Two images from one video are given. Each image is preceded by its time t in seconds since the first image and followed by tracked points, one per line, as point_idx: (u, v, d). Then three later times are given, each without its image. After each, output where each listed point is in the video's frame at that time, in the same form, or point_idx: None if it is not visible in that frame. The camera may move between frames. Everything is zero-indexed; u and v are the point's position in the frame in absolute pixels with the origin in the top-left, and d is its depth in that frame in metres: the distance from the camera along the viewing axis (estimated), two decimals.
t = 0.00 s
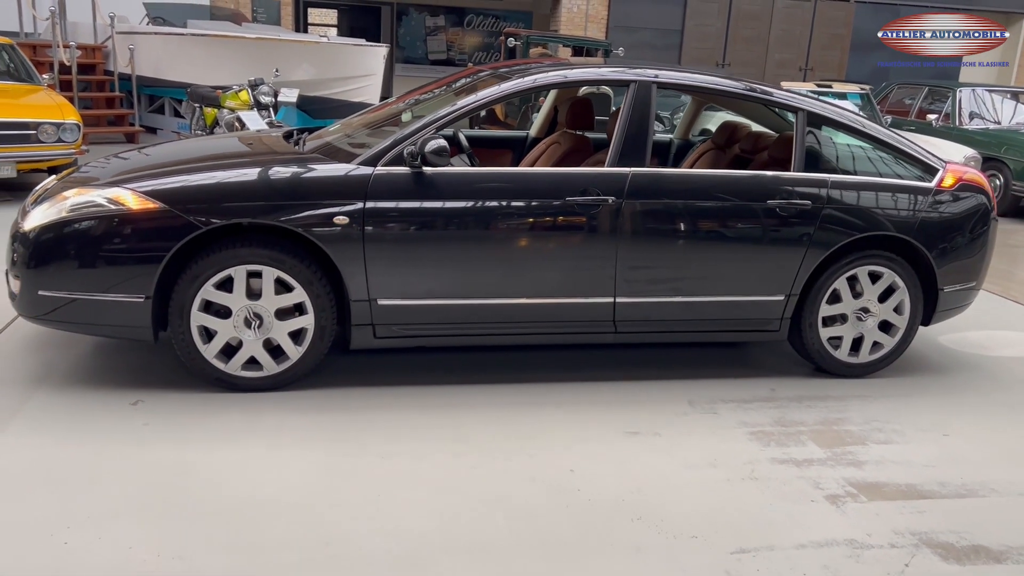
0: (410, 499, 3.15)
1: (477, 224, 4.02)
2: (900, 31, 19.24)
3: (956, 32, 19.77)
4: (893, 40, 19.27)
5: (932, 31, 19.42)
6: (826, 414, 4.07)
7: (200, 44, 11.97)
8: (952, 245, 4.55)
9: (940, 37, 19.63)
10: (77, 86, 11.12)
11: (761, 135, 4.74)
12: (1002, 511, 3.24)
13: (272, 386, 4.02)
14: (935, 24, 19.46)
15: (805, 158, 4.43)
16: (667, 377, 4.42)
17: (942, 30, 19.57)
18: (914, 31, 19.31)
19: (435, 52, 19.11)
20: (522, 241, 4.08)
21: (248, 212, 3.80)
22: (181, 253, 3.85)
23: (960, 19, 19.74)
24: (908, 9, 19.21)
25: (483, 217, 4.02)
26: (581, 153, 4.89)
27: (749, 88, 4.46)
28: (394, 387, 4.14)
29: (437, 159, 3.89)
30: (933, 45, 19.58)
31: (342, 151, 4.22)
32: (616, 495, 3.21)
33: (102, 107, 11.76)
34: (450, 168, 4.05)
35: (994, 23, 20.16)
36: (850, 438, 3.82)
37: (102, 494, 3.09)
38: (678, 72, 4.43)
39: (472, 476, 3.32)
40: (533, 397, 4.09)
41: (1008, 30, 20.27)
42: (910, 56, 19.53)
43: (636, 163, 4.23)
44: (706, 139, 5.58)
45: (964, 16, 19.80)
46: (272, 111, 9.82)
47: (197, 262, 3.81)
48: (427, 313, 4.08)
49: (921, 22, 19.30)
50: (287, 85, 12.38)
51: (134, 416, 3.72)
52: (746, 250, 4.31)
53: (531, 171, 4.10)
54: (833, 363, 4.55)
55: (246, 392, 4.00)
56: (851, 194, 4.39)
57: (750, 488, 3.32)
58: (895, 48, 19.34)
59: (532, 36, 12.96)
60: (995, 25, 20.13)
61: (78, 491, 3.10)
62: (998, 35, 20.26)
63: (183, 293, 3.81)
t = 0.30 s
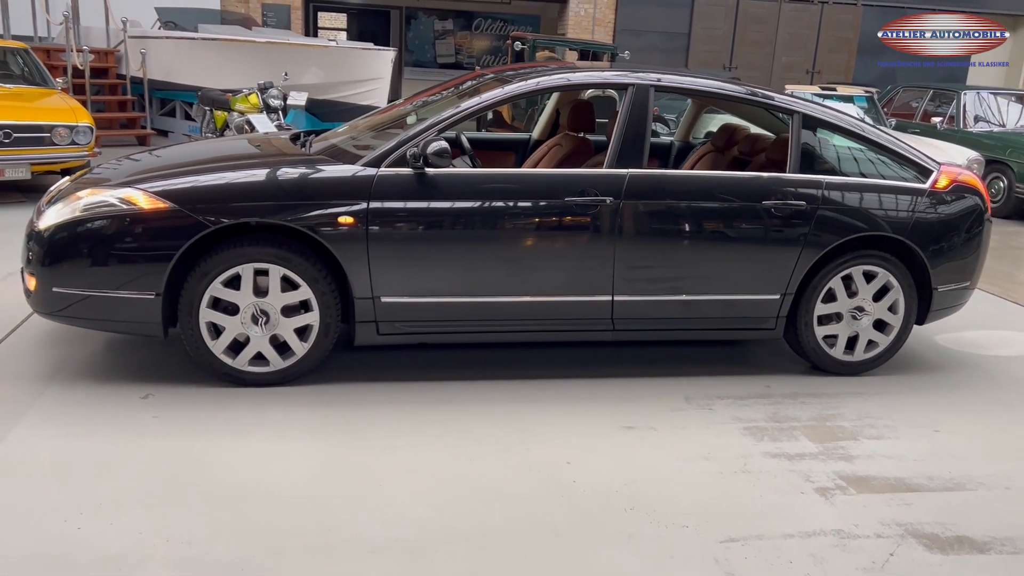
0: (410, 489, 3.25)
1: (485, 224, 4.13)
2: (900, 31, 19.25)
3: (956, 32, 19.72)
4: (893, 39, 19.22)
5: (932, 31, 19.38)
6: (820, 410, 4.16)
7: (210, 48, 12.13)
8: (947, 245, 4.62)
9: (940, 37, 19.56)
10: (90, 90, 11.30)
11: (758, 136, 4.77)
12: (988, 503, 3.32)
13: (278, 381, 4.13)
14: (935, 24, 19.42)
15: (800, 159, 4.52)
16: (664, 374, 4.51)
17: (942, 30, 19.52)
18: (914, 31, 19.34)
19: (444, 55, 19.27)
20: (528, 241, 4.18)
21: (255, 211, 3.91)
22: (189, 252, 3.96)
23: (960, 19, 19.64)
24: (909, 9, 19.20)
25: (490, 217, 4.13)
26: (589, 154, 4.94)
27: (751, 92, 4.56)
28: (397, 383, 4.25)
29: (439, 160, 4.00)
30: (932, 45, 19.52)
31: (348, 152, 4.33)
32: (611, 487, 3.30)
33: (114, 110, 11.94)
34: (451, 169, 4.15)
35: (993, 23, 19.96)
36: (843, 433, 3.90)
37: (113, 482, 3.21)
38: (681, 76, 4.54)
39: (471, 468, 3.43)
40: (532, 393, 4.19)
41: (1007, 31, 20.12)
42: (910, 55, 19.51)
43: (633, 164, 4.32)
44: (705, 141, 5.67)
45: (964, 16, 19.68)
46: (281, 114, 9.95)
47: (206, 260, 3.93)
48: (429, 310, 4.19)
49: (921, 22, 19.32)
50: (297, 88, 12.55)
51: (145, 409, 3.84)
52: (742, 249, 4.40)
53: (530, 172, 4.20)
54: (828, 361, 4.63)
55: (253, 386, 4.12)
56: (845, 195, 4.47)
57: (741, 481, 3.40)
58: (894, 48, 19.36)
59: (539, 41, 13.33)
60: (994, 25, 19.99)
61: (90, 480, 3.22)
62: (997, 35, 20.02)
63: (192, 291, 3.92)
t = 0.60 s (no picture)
0: (410, 482, 3.35)
1: (490, 225, 4.23)
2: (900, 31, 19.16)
3: (956, 32, 19.53)
4: (893, 39, 19.16)
5: (932, 31, 19.26)
6: (814, 408, 4.24)
7: (221, 54, 12.26)
8: (940, 248, 4.70)
9: (940, 37, 19.41)
10: (101, 94, 11.46)
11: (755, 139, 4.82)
12: (974, 498, 3.40)
13: (283, 378, 4.23)
14: (935, 24, 19.28)
15: (796, 162, 4.60)
16: (662, 372, 4.60)
17: (943, 30, 19.35)
18: (914, 31, 19.23)
19: (451, 59, 19.41)
20: (534, 242, 4.28)
21: (262, 212, 4.02)
22: (197, 252, 4.07)
23: (960, 19, 19.52)
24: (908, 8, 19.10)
25: (496, 218, 4.23)
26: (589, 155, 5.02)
27: (752, 97, 4.65)
28: (399, 380, 4.35)
29: (440, 162, 4.09)
30: (933, 45, 19.38)
31: (353, 155, 4.43)
32: (605, 481, 3.39)
33: (125, 113, 12.09)
34: (453, 171, 4.25)
35: (994, 23, 19.69)
36: (835, 430, 3.97)
37: (122, 473, 3.31)
38: (683, 81, 4.64)
39: (470, 461, 3.52)
40: (531, 390, 4.28)
41: (1008, 31, 19.78)
42: (909, 56, 19.43)
43: (631, 167, 4.41)
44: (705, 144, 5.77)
45: (964, 16, 19.52)
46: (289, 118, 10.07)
47: (214, 260, 4.03)
48: (431, 309, 4.28)
49: (921, 23, 19.22)
50: (304, 93, 12.74)
51: (154, 404, 3.94)
52: (738, 250, 4.48)
53: (530, 173, 4.30)
54: (823, 360, 4.70)
55: (258, 383, 4.22)
56: (839, 197, 4.55)
57: (733, 475, 3.49)
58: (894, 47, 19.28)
59: (543, 44, 13.31)
60: (994, 25, 19.68)
61: (101, 471, 3.33)
62: (998, 35, 19.72)
63: (200, 289, 4.03)
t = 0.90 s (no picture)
0: (407, 477, 3.42)
1: (494, 227, 4.31)
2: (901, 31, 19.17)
3: (956, 32, 19.48)
4: (893, 39, 19.13)
5: (932, 31, 19.26)
6: (807, 408, 4.30)
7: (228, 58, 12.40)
8: (934, 252, 4.75)
9: (940, 37, 19.39)
10: (109, 98, 11.59)
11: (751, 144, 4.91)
12: (961, 496, 3.45)
13: (284, 376, 4.31)
14: (935, 24, 19.29)
15: (791, 166, 4.66)
16: (658, 372, 4.67)
17: (942, 30, 19.35)
18: (914, 31, 19.22)
19: (457, 65, 19.55)
20: (538, 244, 4.36)
21: (263, 214, 4.10)
22: (200, 252, 4.15)
23: (960, 19, 19.39)
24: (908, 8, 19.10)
25: (500, 220, 4.31)
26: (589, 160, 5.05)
27: (751, 103, 4.72)
28: (398, 379, 4.43)
29: (438, 165, 4.16)
30: (933, 45, 19.39)
31: (354, 158, 4.51)
32: (598, 478, 3.46)
33: (133, 117, 12.23)
34: (452, 174, 4.33)
35: (994, 23, 19.64)
36: (827, 430, 4.03)
37: (127, 467, 3.39)
38: (684, 87, 4.72)
39: (466, 458, 3.59)
40: (528, 389, 4.35)
41: (1007, 31, 19.67)
42: (910, 56, 19.43)
43: (627, 171, 4.48)
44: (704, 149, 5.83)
45: (964, 16, 19.42)
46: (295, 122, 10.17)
47: (216, 260, 4.12)
48: (430, 310, 4.36)
49: (921, 23, 19.22)
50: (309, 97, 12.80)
51: (158, 401, 4.03)
52: (733, 253, 4.54)
53: (529, 176, 4.37)
54: (817, 362, 4.76)
55: (260, 381, 4.30)
56: (833, 200, 4.61)
57: (724, 472, 3.55)
58: (894, 47, 19.25)
59: (548, 52, 13.51)
60: (994, 25, 19.59)
61: (106, 465, 3.41)
62: (998, 35, 19.66)
63: (203, 289, 4.11)
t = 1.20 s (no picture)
0: (399, 473, 3.47)
1: (497, 228, 4.37)
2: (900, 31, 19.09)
3: (956, 32, 19.50)
4: (893, 39, 19.13)
5: (932, 31, 19.27)
6: (798, 408, 4.34)
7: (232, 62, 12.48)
8: (926, 254, 4.79)
9: (940, 37, 19.40)
10: (115, 101, 11.69)
11: (745, 146, 4.87)
12: (947, 495, 3.49)
13: (281, 374, 4.36)
14: (935, 24, 19.30)
15: (784, 169, 4.71)
16: (652, 372, 4.71)
17: (942, 30, 19.37)
18: (914, 31, 19.23)
19: (461, 69, 19.68)
20: (540, 245, 4.42)
21: (261, 213, 4.16)
22: (199, 251, 4.21)
23: (960, 19, 19.45)
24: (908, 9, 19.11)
25: (503, 221, 4.37)
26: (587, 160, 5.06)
27: (749, 107, 4.77)
28: (394, 377, 4.48)
29: (434, 166, 4.21)
30: (932, 45, 19.38)
31: (351, 159, 4.57)
32: (588, 475, 3.50)
33: (138, 120, 12.33)
34: (447, 175, 4.39)
35: (994, 23, 19.64)
36: (817, 429, 4.07)
37: (124, 462, 3.45)
38: (681, 91, 4.77)
39: (458, 454, 3.65)
40: (522, 388, 4.40)
41: (1008, 31, 19.66)
42: (910, 56, 19.44)
43: (621, 172, 4.53)
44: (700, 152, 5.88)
45: (964, 16, 19.48)
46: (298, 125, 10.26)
47: (214, 259, 4.18)
48: (425, 309, 4.41)
49: (921, 22, 19.23)
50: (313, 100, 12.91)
51: (156, 398, 4.09)
52: (726, 254, 4.59)
53: (525, 178, 4.43)
54: (810, 363, 4.80)
55: (258, 379, 4.36)
56: (825, 202, 4.65)
57: (713, 470, 3.60)
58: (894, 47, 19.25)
59: (550, 56, 13.69)
60: (995, 25, 19.61)
61: (104, 459, 3.47)
62: (998, 35, 19.68)
63: (201, 287, 4.17)
